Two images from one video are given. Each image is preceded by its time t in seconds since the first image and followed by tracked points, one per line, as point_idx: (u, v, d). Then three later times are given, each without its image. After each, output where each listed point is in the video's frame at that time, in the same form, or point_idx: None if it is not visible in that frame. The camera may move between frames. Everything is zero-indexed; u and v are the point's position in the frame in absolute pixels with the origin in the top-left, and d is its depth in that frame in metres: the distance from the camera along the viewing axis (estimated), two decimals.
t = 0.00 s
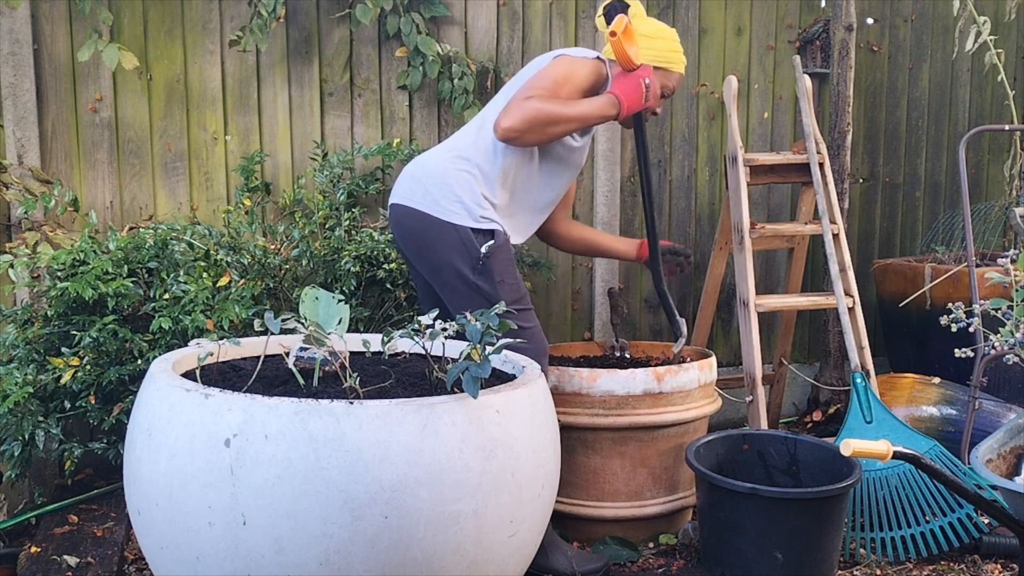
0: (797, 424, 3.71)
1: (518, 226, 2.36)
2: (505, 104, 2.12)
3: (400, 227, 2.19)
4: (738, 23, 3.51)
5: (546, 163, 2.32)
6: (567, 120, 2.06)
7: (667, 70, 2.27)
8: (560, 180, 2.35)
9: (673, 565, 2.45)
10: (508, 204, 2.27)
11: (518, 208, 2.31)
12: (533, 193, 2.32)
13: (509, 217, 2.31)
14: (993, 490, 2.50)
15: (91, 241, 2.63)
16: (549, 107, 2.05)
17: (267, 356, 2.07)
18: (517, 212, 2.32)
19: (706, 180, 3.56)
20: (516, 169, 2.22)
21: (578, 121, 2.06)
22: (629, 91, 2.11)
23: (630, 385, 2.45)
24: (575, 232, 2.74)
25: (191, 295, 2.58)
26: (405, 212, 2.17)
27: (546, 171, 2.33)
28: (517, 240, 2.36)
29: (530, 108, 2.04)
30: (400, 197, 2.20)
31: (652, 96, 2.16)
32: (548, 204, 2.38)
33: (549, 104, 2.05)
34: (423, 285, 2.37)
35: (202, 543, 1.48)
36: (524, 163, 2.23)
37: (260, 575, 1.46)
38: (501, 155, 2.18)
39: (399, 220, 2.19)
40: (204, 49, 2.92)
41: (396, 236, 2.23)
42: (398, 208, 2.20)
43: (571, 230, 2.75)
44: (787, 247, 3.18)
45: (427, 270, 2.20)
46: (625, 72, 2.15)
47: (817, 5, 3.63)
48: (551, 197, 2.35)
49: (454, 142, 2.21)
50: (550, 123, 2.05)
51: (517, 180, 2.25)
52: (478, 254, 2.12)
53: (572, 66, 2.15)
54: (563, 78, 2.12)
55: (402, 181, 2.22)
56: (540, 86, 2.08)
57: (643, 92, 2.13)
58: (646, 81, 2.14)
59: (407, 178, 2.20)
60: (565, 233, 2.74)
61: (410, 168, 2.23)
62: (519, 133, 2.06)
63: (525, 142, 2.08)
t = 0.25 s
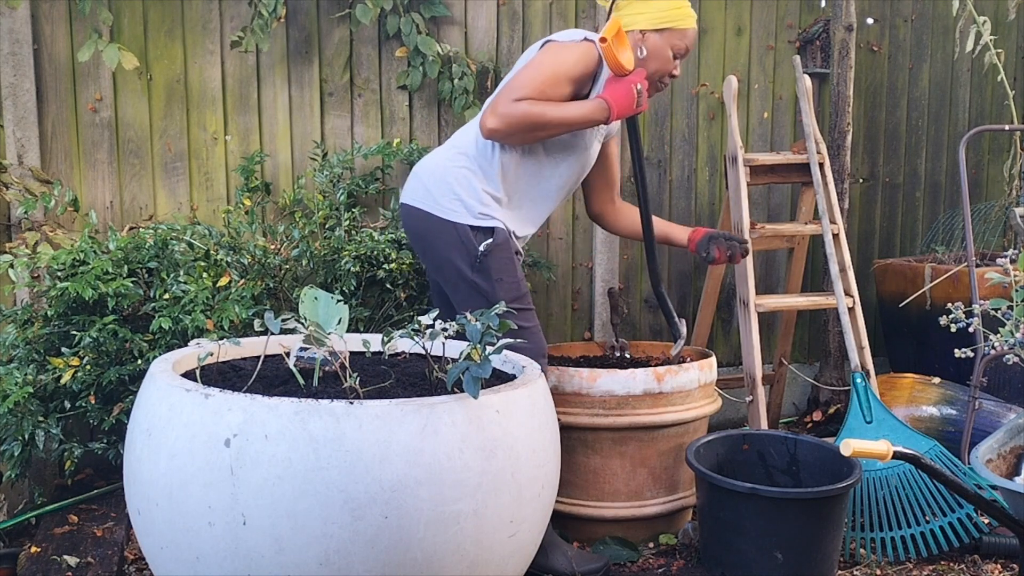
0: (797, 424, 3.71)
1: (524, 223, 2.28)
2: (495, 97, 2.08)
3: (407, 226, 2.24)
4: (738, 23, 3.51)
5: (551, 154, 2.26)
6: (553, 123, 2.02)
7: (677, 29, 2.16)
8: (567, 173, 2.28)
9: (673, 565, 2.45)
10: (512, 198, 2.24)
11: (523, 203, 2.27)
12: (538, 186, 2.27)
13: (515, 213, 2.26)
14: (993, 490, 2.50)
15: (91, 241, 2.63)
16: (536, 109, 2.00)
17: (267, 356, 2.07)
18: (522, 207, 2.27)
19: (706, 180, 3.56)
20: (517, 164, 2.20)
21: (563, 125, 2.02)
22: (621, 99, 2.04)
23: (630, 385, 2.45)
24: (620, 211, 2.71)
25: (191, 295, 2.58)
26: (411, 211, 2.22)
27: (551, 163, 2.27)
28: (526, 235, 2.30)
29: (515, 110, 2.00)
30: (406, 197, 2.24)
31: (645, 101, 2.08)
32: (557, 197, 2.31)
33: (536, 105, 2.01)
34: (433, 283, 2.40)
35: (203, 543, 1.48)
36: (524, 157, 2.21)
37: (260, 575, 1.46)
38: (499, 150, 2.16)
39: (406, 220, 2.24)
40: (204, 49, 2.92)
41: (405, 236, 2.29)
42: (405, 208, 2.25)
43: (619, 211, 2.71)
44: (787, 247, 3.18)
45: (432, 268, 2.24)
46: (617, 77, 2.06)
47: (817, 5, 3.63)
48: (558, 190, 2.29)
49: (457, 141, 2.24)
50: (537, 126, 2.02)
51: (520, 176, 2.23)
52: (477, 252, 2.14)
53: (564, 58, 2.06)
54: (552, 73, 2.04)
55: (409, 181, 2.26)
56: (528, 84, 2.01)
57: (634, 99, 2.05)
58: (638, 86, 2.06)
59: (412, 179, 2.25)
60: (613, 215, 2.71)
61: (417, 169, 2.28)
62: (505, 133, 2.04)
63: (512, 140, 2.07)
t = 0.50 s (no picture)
0: (797, 424, 3.71)
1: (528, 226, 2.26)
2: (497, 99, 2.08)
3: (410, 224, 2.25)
4: (738, 23, 3.51)
5: (557, 155, 2.23)
6: (552, 126, 2.01)
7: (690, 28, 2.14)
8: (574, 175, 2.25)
9: (673, 565, 2.45)
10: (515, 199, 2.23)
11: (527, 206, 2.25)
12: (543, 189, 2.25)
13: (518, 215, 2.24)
14: (993, 490, 2.50)
15: (91, 241, 2.63)
16: (535, 112, 2.00)
17: (267, 356, 2.07)
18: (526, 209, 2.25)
19: (707, 180, 3.56)
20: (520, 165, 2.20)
21: (563, 128, 2.01)
22: (623, 101, 2.02)
23: (630, 385, 2.45)
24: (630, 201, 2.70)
25: (191, 295, 2.59)
26: (414, 210, 2.23)
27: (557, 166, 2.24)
28: (531, 238, 2.28)
29: (514, 112, 2.00)
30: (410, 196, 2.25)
31: (646, 104, 2.06)
32: (562, 200, 2.29)
33: (535, 108, 2.01)
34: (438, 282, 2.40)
35: (203, 543, 1.48)
36: (527, 158, 2.20)
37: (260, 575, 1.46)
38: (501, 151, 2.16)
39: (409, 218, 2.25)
40: (204, 49, 2.92)
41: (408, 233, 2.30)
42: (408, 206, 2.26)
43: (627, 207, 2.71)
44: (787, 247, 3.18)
45: (434, 267, 2.25)
46: (619, 79, 2.04)
47: (816, 5, 3.63)
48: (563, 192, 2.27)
49: (461, 141, 2.24)
50: (536, 129, 2.02)
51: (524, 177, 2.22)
52: (476, 252, 2.14)
53: (565, 61, 2.04)
54: (553, 76, 2.03)
55: (413, 180, 2.28)
56: (528, 87, 2.01)
57: (635, 102, 2.03)
58: (640, 89, 2.04)
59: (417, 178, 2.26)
60: (624, 212, 2.70)
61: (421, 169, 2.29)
62: (505, 136, 2.04)
63: (512, 143, 2.06)
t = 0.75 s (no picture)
0: (797, 424, 3.71)
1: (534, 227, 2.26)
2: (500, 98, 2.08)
3: (416, 221, 2.27)
4: (737, 23, 3.51)
5: (562, 155, 2.22)
6: (553, 127, 2.01)
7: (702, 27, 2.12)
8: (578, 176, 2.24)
9: (673, 565, 2.45)
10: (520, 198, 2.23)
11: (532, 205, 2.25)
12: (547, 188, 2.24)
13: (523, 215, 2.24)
14: (993, 490, 2.50)
15: (91, 241, 2.63)
16: (537, 113, 2.00)
17: (267, 356, 2.07)
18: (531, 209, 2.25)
19: (706, 180, 3.56)
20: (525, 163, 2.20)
21: (564, 130, 2.01)
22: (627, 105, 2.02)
23: (630, 385, 2.45)
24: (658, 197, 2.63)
25: (191, 295, 2.59)
26: (420, 208, 2.25)
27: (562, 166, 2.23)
28: (536, 238, 2.27)
29: (516, 112, 2.00)
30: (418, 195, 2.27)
31: (650, 108, 2.06)
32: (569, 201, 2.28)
33: (538, 108, 2.01)
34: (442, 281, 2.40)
35: (203, 543, 1.48)
36: (532, 157, 2.20)
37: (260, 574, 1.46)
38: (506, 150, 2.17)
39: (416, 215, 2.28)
40: (204, 49, 2.92)
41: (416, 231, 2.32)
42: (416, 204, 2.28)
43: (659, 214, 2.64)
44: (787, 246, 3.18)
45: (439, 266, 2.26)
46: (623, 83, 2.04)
47: (817, 5, 3.63)
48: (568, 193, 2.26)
49: (468, 141, 2.26)
50: (537, 130, 2.02)
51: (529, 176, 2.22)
52: (478, 251, 2.14)
53: (570, 62, 2.04)
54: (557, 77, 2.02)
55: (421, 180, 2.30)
56: (530, 87, 2.01)
57: (638, 107, 2.03)
58: (643, 94, 2.04)
59: (425, 176, 2.28)
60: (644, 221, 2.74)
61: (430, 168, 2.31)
62: (505, 136, 2.04)
63: (513, 142, 2.06)
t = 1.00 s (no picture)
0: (797, 424, 3.71)
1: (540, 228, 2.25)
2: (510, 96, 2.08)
3: (423, 216, 2.29)
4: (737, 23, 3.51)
5: (572, 157, 2.19)
6: (561, 127, 2.01)
7: (724, 39, 2.08)
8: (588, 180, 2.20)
9: (673, 565, 2.45)
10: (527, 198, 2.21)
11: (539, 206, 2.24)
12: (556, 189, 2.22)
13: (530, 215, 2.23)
14: (993, 490, 2.50)
15: (92, 241, 2.62)
16: (545, 113, 2.00)
17: (267, 356, 2.07)
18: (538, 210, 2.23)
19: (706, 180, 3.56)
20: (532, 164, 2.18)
21: (572, 130, 2.02)
22: (636, 109, 2.01)
23: (630, 385, 2.45)
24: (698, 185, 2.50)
25: (191, 295, 2.59)
26: (427, 202, 2.27)
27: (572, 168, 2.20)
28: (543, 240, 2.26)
29: (524, 111, 2.00)
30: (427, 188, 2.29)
31: (660, 111, 2.05)
32: (577, 204, 2.25)
33: (546, 108, 2.01)
34: (444, 278, 2.41)
35: (203, 543, 1.48)
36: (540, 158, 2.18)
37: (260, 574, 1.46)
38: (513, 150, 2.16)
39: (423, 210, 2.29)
40: (204, 49, 2.92)
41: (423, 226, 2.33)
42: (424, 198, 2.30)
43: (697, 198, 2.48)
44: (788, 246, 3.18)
45: (444, 264, 2.27)
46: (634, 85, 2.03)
47: (817, 5, 3.63)
48: (577, 194, 2.23)
49: (478, 138, 2.26)
50: (544, 130, 2.02)
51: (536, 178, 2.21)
52: (480, 249, 2.15)
53: (582, 63, 2.03)
54: (568, 77, 2.02)
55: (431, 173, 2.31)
56: (540, 87, 2.01)
57: (648, 111, 2.02)
58: (653, 98, 2.02)
59: (434, 171, 2.30)
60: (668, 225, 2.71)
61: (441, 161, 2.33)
62: (512, 135, 2.04)
63: (520, 141, 2.06)
